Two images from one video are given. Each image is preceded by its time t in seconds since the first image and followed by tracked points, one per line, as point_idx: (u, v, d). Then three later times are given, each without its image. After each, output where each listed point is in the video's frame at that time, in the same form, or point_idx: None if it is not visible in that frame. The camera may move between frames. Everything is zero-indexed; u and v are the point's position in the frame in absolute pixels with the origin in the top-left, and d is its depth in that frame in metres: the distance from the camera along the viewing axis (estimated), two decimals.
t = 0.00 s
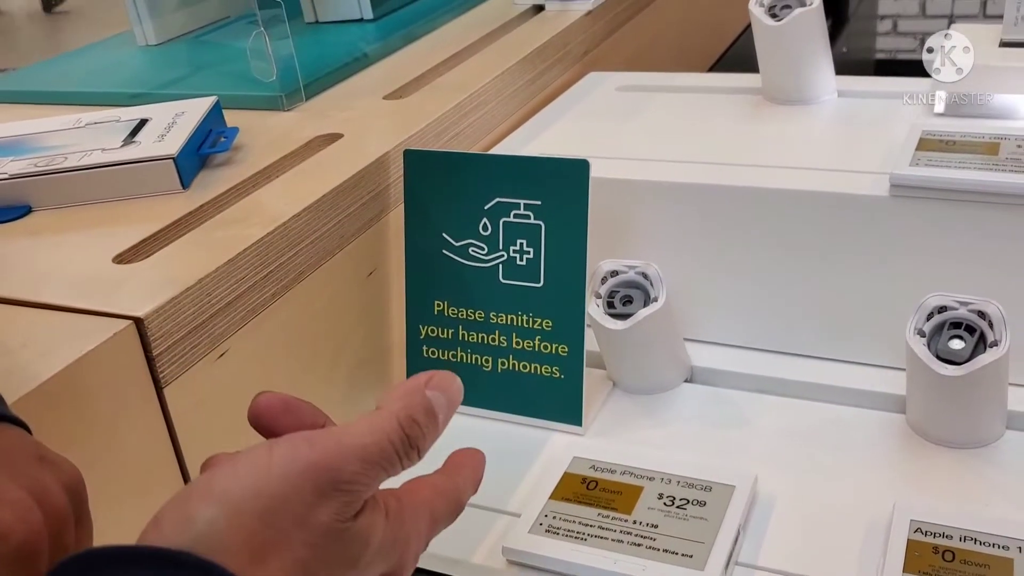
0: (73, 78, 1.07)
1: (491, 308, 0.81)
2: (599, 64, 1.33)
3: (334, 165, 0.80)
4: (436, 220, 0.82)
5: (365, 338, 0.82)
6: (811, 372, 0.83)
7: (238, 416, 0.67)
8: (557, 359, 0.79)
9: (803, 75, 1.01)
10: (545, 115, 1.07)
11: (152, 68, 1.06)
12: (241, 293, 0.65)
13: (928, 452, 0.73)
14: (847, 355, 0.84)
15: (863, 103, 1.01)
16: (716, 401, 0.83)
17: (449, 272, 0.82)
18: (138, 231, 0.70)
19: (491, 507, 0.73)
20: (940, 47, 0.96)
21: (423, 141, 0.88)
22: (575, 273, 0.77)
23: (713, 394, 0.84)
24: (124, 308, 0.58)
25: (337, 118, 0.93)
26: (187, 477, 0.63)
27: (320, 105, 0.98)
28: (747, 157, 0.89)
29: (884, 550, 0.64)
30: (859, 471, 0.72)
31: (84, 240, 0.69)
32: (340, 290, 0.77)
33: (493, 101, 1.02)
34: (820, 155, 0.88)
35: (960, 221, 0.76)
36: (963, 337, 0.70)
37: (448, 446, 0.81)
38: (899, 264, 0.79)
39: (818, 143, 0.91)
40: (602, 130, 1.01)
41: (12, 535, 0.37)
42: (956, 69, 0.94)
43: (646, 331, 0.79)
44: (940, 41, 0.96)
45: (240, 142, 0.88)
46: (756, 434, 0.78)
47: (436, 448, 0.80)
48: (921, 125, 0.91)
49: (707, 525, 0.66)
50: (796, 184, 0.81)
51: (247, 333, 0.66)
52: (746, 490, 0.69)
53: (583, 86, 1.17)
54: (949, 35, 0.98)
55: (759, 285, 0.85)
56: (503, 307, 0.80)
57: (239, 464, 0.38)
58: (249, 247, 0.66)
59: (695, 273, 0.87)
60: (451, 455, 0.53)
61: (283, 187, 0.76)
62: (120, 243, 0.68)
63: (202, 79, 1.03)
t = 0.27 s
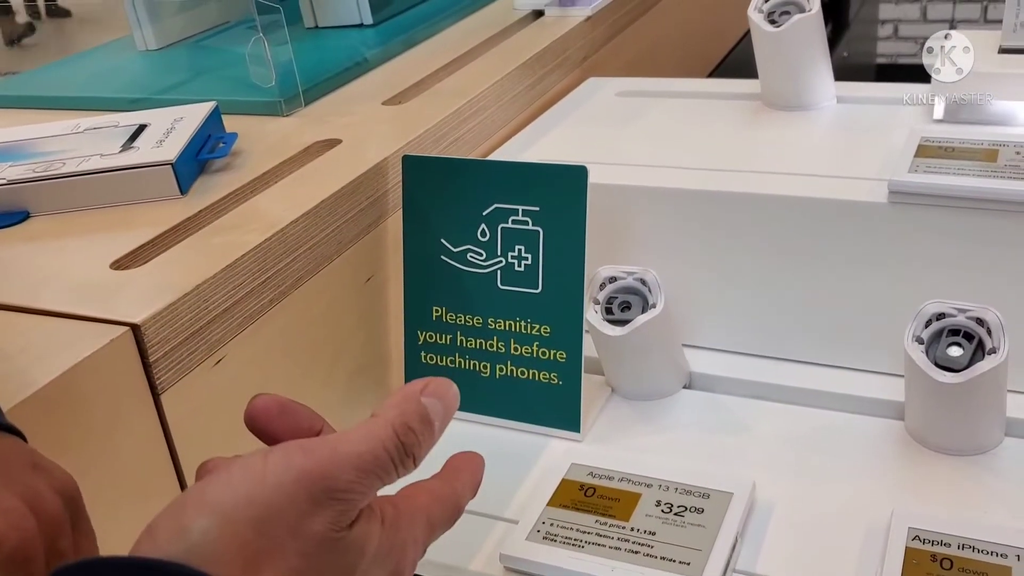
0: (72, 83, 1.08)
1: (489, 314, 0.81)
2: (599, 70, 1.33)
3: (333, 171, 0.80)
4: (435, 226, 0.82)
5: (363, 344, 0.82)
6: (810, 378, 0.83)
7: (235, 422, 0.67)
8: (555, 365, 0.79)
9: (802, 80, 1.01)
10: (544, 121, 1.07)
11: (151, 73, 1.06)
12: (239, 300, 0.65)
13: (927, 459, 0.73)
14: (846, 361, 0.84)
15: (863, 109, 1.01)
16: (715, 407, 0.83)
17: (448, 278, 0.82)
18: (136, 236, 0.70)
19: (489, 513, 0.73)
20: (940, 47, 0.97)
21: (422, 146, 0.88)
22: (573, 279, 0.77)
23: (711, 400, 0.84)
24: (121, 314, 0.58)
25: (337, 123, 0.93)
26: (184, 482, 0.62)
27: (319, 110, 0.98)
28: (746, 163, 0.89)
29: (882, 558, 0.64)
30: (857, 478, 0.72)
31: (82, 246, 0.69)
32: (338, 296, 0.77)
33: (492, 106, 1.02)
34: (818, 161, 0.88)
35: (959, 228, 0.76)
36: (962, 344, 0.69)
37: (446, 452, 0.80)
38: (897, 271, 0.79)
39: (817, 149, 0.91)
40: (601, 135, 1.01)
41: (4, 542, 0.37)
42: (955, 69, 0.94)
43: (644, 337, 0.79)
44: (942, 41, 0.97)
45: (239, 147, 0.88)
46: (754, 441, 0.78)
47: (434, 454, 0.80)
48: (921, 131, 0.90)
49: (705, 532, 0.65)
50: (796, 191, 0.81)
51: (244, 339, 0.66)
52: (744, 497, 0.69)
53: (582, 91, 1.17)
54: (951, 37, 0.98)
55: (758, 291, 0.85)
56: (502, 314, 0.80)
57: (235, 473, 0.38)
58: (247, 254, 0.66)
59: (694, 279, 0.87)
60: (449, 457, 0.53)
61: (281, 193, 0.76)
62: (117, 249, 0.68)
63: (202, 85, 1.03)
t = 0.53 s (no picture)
0: (72, 86, 1.07)
1: (490, 318, 0.80)
2: (600, 73, 1.32)
3: (334, 175, 0.80)
4: (435, 230, 0.81)
5: (363, 348, 0.81)
6: (814, 384, 0.83)
7: (234, 427, 0.66)
8: (557, 370, 0.78)
9: (805, 84, 1.00)
10: (545, 124, 1.06)
11: (152, 76, 1.06)
12: (238, 304, 0.65)
13: (931, 465, 0.72)
14: (849, 367, 0.83)
15: (867, 113, 1.01)
16: (717, 412, 0.83)
17: (448, 282, 0.81)
18: (135, 240, 0.69)
19: (489, 519, 0.72)
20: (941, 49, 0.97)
21: (423, 150, 0.88)
22: (575, 283, 0.77)
23: (714, 406, 0.84)
24: (119, 318, 0.58)
25: (337, 127, 0.92)
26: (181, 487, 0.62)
27: (320, 113, 0.98)
28: (749, 167, 0.89)
29: (886, 566, 0.63)
30: (861, 484, 0.72)
31: (80, 249, 0.69)
32: (338, 300, 0.77)
33: (494, 110, 1.02)
34: (821, 165, 0.87)
35: (962, 233, 0.75)
36: (967, 350, 0.69)
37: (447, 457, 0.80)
38: (901, 276, 0.78)
39: (820, 154, 0.90)
40: (602, 139, 1.00)
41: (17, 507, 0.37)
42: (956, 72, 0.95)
43: (646, 342, 0.78)
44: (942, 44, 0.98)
45: (239, 150, 0.87)
46: (757, 447, 0.77)
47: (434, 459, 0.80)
48: (924, 135, 0.90)
49: (708, 539, 0.65)
50: (799, 195, 0.80)
51: (243, 344, 0.66)
52: (747, 503, 0.68)
53: (584, 95, 1.17)
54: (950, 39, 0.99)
55: (761, 296, 0.85)
56: (503, 318, 0.80)
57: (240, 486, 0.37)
58: (246, 257, 0.65)
59: (696, 283, 0.87)
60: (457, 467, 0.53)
61: (281, 197, 0.76)
62: (116, 253, 0.68)
63: (203, 88, 1.03)
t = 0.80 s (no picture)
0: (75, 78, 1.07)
1: (494, 310, 0.80)
2: (604, 67, 1.32)
3: (337, 165, 0.79)
4: (439, 221, 0.81)
5: (367, 340, 0.81)
6: (820, 376, 0.82)
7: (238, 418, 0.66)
8: (561, 362, 0.78)
9: (810, 77, 1.00)
10: (549, 117, 1.06)
11: (155, 68, 1.06)
12: (242, 293, 0.65)
13: (938, 457, 0.72)
14: (855, 359, 0.83)
15: (873, 106, 1.00)
16: (722, 405, 0.82)
17: (452, 273, 0.81)
18: (137, 229, 0.69)
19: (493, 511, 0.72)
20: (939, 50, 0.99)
21: (427, 141, 0.87)
22: (579, 274, 0.76)
23: (719, 398, 0.83)
24: (121, 306, 0.58)
25: (341, 118, 0.92)
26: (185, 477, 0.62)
27: (324, 105, 0.97)
28: (754, 159, 0.88)
29: (893, 558, 0.63)
30: (868, 477, 0.71)
31: (83, 238, 0.69)
32: (343, 292, 0.76)
33: (498, 102, 1.01)
34: (827, 157, 0.87)
35: (969, 223, 0.75)
36: (974, 341, 0.68)
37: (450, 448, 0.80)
38: (907, 268, 0.78)
39: (825, 146, 0.90)
40: (606, 131, 1.00)
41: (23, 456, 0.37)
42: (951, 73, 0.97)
43: (651, 334, 0.78)
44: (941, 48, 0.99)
45: (243, 141, 0.87)
46: (762, 439, 0.77)
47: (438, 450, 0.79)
48: (930, 127, 0.90)
49: (713, 530, 0.64)
50: (805, 186, 0.80)
51: (246, 333, 0.66)
52: (752, 495, 0.68)
53: (588, 88, 1.16)
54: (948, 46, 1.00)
55: (766, 288, 0.84)
56: (507, 310, 0.79)
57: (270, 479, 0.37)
58: (250, 246, 0.65)
59: (701, 275, 0.87)
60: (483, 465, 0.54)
61: (284, 187, 0.75)
62: (119, 241, 0.67)
63: (207, 78, 1.03)
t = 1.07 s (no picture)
0: (75, 78, 1.08)
1: (493, 311, 0.80)
2: (604, 67, 1.32)
3: (336, 167, 0.80)
4: (438, 222, 0.81)
5: (366, 342, 0.81)
6: (818, 378, 0.82)
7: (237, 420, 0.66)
8: (560, 363, 0.78)
9: (809, 78, 1.00)
10: (548, 118, 1.06)
11: (154, 68, 1.06)
12: (241, 295, 0.65)
13: (936, 459, 0.72)
14: (853, 360, 0.83)
15: (872, 107, 1.00)
16: (721, 406, 0.82)
17: (450, 275, 0.81)
18: (137, 231, 0.69)
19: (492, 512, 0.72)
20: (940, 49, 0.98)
21: (426, 143, 0.88)
22: (577, 276, 0.76)
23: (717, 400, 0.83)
24: (120, 308, 0.58)
25: (340, 120, 0.92)
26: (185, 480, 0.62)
27: (323, 106, 0.98)
28: (753, 160, 0.88)
29: (890, 560, 0.63)
30: (866, 478, 0.71)
31: (82, 240, 0.69)
32: (342, 294, 0.77)
33: (497, 103, 1.01)
34: (826, 158, 0.87)
35: (967, 225, 0.75)
36: (972, 343, 0.69)
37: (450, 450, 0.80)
38: (905, 269, 0.78)
39: (824, 147, 0.90)
40: (605, 133, 1.00)
41: None
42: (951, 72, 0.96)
43: (649, 336, 0.78)
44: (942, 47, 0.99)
45: (243, 143, 0.87)
46: (761, 440, 0.77)
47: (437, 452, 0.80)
48: (929, 129, 0.90)
49: (711, 532, 0.65)
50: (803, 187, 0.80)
51: (245, 335, 0.66)
52: (750, 496, 0.68)
53: (587, 89, 1.16)
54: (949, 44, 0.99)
55: (764, 289, 0.84)
56: (506, 311, 0.80)
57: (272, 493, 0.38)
58: (249, 248, 0.65)
59: (700, 277, 0.87)
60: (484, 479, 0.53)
61: (284, 188, 0.75)
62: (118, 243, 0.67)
63: (207, 80, 1.03)
